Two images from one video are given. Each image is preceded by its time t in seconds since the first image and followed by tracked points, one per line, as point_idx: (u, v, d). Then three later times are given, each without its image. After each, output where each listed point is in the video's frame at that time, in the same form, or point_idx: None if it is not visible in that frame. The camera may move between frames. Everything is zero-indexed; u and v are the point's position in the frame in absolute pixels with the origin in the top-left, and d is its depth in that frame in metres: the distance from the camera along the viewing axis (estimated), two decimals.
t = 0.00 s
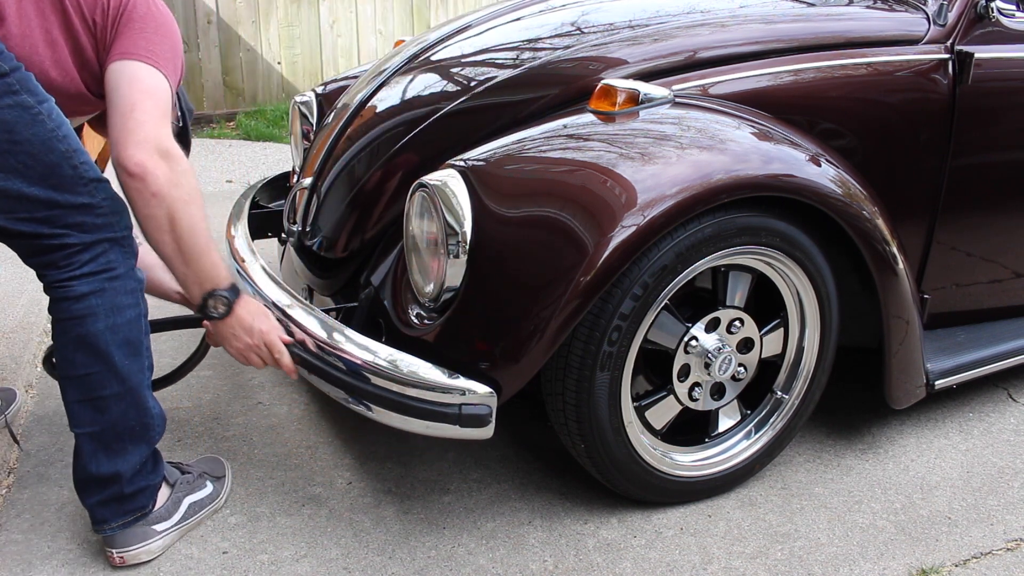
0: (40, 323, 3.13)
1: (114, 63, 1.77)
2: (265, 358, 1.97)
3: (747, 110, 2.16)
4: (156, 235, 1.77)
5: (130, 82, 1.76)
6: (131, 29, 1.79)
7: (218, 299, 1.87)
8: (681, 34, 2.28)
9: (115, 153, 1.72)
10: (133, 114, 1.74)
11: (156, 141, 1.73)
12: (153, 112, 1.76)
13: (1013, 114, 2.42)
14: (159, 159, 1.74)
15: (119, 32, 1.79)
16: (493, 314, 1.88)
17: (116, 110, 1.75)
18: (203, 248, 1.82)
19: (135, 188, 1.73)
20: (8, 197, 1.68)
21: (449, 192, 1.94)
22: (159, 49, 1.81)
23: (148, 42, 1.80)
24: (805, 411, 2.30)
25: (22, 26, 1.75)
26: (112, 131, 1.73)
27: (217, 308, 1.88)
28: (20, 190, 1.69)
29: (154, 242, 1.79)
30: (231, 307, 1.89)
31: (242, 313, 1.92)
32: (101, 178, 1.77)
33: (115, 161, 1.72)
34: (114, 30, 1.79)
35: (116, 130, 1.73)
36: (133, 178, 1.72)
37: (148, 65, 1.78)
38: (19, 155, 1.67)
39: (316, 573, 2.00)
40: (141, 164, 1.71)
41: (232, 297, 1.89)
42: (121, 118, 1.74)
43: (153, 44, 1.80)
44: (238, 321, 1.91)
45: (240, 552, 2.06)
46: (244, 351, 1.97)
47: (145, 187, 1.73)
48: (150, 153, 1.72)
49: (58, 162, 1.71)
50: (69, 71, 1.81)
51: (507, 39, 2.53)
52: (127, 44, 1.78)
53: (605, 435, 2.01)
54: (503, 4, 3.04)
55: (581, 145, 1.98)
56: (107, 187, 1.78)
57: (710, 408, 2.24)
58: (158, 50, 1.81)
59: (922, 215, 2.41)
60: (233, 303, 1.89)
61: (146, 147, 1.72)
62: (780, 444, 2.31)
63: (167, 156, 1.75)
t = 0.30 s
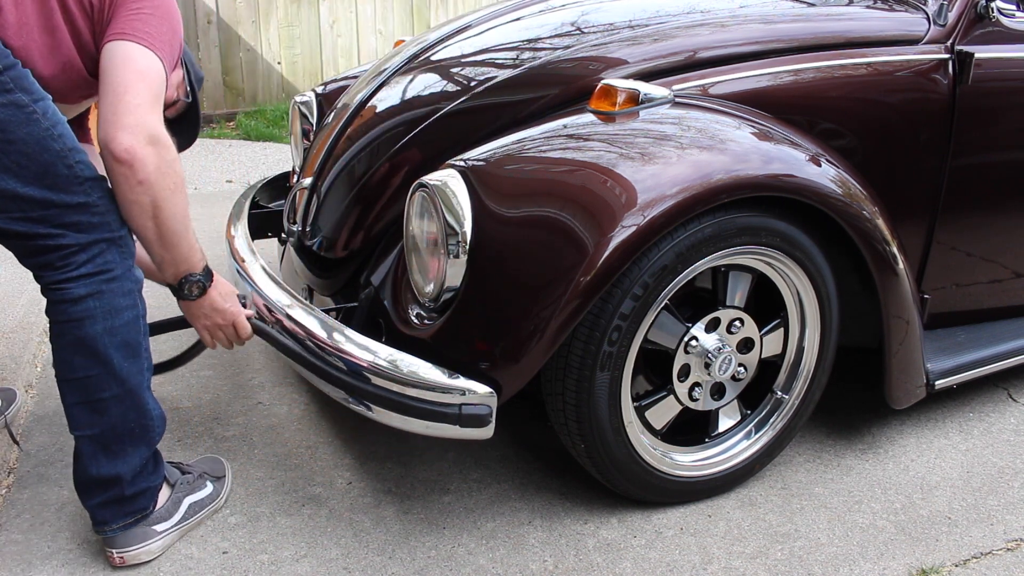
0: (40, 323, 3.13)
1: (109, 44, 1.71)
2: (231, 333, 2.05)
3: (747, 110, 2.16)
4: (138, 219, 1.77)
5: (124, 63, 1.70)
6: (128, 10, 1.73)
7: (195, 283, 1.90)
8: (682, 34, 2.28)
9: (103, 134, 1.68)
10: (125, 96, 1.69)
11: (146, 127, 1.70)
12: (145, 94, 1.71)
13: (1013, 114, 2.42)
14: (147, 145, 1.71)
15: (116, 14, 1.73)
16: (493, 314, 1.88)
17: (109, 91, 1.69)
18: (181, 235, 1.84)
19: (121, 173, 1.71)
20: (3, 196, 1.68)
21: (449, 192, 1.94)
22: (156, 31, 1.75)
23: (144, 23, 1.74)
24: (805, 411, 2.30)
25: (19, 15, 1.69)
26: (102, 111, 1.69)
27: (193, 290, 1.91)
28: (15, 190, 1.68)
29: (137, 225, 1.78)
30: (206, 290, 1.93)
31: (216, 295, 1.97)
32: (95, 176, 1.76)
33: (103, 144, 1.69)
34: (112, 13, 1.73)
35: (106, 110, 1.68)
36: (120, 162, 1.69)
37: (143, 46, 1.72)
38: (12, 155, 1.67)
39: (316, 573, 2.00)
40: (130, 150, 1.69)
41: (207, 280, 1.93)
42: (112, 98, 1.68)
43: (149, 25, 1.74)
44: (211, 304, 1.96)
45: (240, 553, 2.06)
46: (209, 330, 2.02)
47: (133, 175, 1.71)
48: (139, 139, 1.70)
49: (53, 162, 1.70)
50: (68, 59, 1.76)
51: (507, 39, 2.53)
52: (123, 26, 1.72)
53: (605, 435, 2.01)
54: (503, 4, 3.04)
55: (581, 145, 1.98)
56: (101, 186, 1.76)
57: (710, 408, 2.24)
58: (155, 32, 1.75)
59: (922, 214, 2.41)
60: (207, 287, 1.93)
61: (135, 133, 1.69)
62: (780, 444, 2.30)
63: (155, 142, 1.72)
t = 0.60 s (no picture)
0: (40, 323, 3.13)
1: (111, 43, 1.70)
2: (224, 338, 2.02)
3: (747, 110, 2.16)
4: (137, 220, 1.77)
5: (126, 62, 1.70)
6: (129, 7, 1.73)
7: (188, 285, 1.89)
8: (682, 34, 2.28)
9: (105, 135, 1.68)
10: (128, 95, 1.69)
11: (148, 128, 1.70)
12: (147, 94, 1.71)
13: (1013, 115, 2.42)
14: (150, 146, 1.71)
15: (117, 11, 1.73)
16: (493, 314, 1.88)
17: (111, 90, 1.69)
18: (178, 237, 1.83)
19: (123, 174, 1.70)
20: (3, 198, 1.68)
21: (449, 192, 1.94)
22: (157, 29, 1.75)
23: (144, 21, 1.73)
24: (805, 411, 2.30)
25: (18, 13, 1.69)
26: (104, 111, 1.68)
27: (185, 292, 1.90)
28: (17, 191, 1.68)
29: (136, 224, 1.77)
30: (198, 293, 1.92)
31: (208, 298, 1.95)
32: (95, 178, 1.75)
33: (105, 145, 1.68)
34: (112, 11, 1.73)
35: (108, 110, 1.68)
36: (122, 163, 1.69)
37: (144, 46, 1.72)
38: (14, 156, 1.67)
39: (316, 573, 2.00)
40: (132, 151, 1.68)
41: (198, 284, 1.91)
42: (115, 98, 1.68)
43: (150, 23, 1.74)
44: (203, 308, 1.94)
45: (240, 552, 2.06)
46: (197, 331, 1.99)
47: (134, 176, 1.71)
48: (142, 140, 1.69)
49: (54, 164, 1.70)
50: (67, 56, 1.76)
51: (507, 39, 2.53)
52: (125, 24, 1.72)
53: (605, 435, 2.01)
54: (503, 4, 3.04)
55: (581, 145, 1.98)
56: (101, 188, 1.76)
57: (710, 408, 2.24)
58: (156, 31, 1.75)
59: (922, 215, 2.41)
60: (198, 290, 1.92)
61: (138, 134, 1.69)
62: (780, 444, 2.30)
63: (157, 143, 1.72)
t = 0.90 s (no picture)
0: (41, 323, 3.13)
1: (98, 40, 1.71)
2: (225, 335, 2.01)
3: (748, 110, 2.16)
4: (127, 219, 1.76)
5: (113, 60, 1.70)
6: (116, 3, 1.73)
7: (183, 283, 1.88)
8: (681, 34, 2.28)
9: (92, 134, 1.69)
10: (114, 94, 1.69)
11: (135, 127, 1.70)
12: (134, 93, 1.71)
13: (1013, 115, 2.42)
14: (137, 146, 1.71)
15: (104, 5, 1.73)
16: (493, 314, 1.88)
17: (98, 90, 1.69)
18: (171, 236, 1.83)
19: (111, 173, 1.70)
20: None
21: (449, 192, 1.93)
22: (144, 25, 1.74)
23: (132, 19, 1.73)
24: (805, 411, 2.30)
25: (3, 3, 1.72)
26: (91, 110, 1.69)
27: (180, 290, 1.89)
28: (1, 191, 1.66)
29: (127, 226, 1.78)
30: (195, 291, 1.91)
31: (206, 295, 1.93)
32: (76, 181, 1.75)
33: (93, 144, 1.69)
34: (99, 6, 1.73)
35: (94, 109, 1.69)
36: (109, 162, 1.69)
37: (131, 43, 1.72)
38: None
39: (316, 573, 2.00)
40: (119, 150, 1.69)
41: (195, 282, 1.90)
42: (101, 97, 1.69)
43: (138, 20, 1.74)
44: (199, 304, 1.93)
45: (240, 553, 2.06)
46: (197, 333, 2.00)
47: (121, 174, 1.71)
48: (128, 140, 1.70)
49: (38, 164, 1.69)
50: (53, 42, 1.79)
51: (507, 39, 2.53)
52: (112, 20, 1.72)
53: (605, 435, 2.01)
54: (503, 4, 3.04)
55: (581, 145, 1.98)
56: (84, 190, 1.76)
57: (710, 408, 2.24)
58: (142, 27, 1.74)
59: (922, 214, 2.41)
60: (195, 288, 1.91)
61: (124, 134, 1.69)
62: (780, 444, 2.30)
63: (145, 143, 1.72)
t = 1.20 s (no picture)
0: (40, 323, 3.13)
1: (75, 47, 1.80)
2: (224, 339, 2.05)
3: (748, 110, 2.16)
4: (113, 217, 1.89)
5: (88, 68, 1.79)
6: (93, 9, 1.81)
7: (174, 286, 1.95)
8: (682, 34, 2.28)
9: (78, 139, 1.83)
10: (91, 101, 1.80)
11: (112, 134, 1.82)
12: (109, 98, 1.81)
13: (1013, 115, 2.42)
14: (116, 153, 1.83)
15: (82, 11, 1.81)
16: (493, 315, 1.88)
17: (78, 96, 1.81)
18: (159, 233, 1.93)
19: (95, 178, 1.85)
20: None
21: (449, 192, 1.94)
22: (116, 32, 1.81)
23: (105, 27, 1.80)
24: (805, 411, 2.30)
25: None
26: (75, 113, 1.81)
27: (172, 293, 1.97)
28: None
29: (114, 227, 1.91)
30: (189, 293, 1.98)
31: (201, 297, 2.00)
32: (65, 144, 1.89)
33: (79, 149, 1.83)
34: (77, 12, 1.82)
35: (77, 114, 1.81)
36: (93, 167, 1.84)
37: (103, 51, 1.80)
38: None
39: (316, 573, 2.00)
40: (98, 157, 1.82)
41: (189, 285, 1.97)
42: (80, 103, 1.80)
43: (111, 27, 1.81)
44: (193, 306, 2.00)
45: (240, 552, 2.06)
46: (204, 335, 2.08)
47: (103, 179, 1.85)
48: (106, 148, 1.82)
49: (25, 134, 1.83)
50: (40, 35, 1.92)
51: (507, 39, 2.53)
52: (86, 28, 1.80)
53: (605, 435, 2.01)
54: (503, 4, 3.04)
55: (581, 145, 1.98)
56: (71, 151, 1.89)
57: (710, 408, 2.24)
58: (114, 33, 1.81)
59: (922, 215, 2.41)
60: (189, 292, 1.98)
61: (104, 141, 1.81)
62: (780, 444, 2.30)
63: (125, 150, 1.84)
